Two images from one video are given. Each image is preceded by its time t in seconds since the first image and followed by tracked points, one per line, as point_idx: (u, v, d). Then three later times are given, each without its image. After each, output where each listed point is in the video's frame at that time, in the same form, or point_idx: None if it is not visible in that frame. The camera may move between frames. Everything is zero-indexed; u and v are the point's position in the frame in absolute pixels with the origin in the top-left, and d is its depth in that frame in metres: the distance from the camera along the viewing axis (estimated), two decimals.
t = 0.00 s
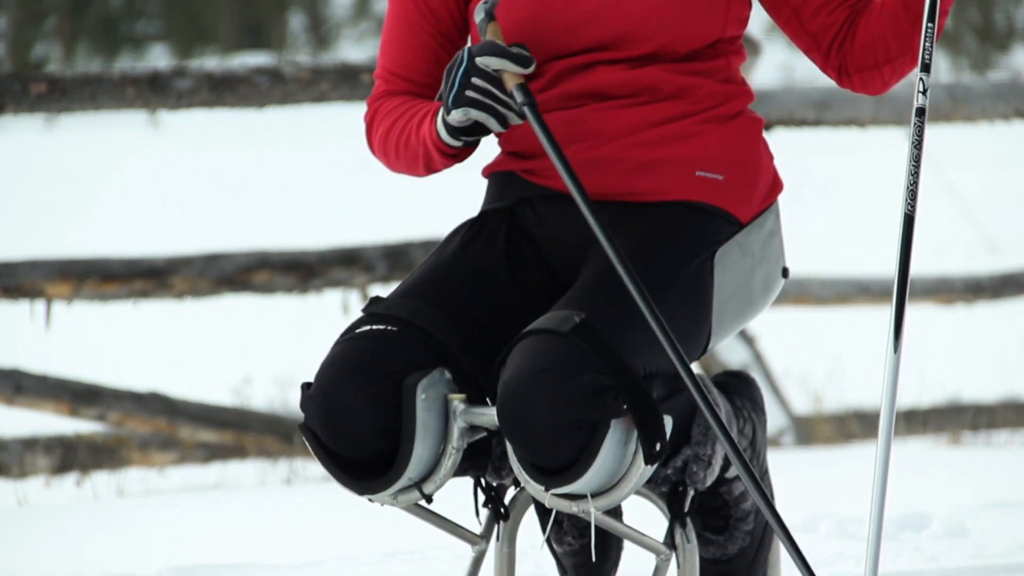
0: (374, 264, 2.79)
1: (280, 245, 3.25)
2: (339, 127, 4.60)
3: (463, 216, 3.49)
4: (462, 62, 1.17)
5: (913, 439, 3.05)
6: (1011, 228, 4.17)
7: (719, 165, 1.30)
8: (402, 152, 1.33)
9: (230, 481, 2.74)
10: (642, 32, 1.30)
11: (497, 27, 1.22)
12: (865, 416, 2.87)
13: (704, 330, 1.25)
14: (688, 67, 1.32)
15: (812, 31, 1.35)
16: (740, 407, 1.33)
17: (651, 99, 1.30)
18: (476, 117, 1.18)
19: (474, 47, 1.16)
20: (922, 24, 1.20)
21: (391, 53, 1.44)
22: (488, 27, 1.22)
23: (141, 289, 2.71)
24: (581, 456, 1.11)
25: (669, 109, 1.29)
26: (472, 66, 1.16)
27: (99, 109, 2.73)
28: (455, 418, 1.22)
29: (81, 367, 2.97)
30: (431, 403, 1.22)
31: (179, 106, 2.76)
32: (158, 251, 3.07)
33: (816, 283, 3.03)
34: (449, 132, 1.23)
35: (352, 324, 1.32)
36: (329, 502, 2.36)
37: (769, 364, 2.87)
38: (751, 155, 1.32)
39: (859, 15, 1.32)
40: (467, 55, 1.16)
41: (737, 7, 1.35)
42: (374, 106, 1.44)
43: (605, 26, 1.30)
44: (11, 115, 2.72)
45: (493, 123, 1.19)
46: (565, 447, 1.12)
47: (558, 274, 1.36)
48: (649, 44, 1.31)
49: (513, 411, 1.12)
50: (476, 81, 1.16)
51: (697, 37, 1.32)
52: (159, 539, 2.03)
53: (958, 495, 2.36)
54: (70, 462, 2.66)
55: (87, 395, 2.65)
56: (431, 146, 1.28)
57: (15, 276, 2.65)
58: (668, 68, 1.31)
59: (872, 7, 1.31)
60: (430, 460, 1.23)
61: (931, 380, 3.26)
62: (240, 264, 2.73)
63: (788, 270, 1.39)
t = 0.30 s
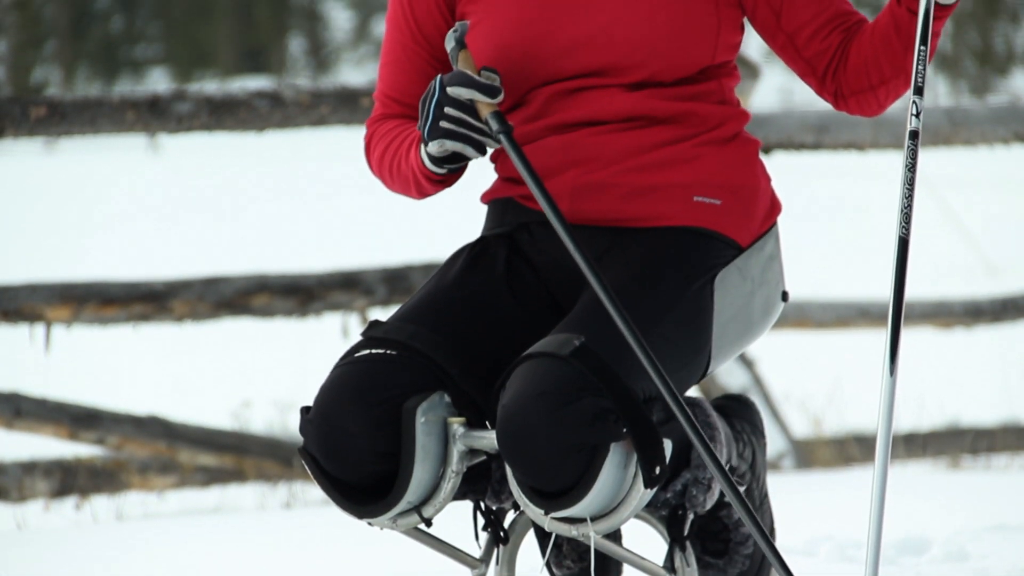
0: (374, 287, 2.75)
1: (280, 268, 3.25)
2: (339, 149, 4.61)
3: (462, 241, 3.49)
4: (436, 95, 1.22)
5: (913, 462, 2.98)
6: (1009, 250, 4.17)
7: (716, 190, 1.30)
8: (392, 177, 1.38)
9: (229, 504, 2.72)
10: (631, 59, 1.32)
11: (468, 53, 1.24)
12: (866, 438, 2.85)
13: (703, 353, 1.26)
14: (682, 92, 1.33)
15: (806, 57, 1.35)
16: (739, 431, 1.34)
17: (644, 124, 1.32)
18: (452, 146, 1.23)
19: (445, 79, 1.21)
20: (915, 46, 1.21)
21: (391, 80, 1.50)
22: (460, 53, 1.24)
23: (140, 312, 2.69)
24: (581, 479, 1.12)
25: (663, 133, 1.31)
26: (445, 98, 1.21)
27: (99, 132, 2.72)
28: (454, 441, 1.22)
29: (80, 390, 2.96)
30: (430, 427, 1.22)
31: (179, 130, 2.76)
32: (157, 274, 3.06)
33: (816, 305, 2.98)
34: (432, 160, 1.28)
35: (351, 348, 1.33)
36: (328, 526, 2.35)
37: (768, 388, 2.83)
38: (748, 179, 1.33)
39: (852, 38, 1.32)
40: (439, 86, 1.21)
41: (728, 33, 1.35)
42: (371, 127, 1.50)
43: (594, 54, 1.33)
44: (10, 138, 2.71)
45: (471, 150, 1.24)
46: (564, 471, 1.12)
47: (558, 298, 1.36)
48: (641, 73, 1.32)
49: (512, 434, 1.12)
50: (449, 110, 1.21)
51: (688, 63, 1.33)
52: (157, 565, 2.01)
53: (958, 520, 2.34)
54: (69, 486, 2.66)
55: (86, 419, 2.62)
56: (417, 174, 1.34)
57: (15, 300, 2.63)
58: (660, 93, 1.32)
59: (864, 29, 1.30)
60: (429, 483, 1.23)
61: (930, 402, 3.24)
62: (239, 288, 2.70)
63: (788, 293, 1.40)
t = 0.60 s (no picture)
0: (374, 310, 2.75)
1: (279, 291, 3.25)
2: (338, 173, 4.62)
3: (462, 264, 3.49)
4: (414, 107, 1.29)
5: (913, 486, 2.97)
6: (1009, 273, 4.18)
7: (715, 215, 1.31)
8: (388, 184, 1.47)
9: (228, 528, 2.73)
10: (631, 86, 1.33)
11: (445, 66, 1.32)
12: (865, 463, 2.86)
13: (703, 377, 1.26)
14: (681, 119, 1.34)
15: (809, 83, 1.35)
16: (740, 454, 1.35)
17: (643, 149, 1.33)
18: (431, 156, 1.31)
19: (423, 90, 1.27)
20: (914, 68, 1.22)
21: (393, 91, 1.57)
22: (437, 66, 1.32)
23: (140, 336, 2.69)
24: (580, 503, 1.12)
25: (663, 159, 1.32)
26: (423, 110, 1.28)
27: (99, 156, 2.72)
28: (453, 465, 1.23)
29: (80, 413, 2.95)
30: (430, 450, 1.22)
31: (179, 153, 2.76)
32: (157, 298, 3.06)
33: (815, 329, 2.98)
34: (418, 171, 1.36)
35: (351, 371, 1.33)
36: (327, 550, 2.34)
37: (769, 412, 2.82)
38: (747, 205, 1.34)
39: (854, 64, 1.32)
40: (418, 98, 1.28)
41: (727, 62, 1.36)
42: (378, 132, 1.57)
43: (593, 80, 1.34)
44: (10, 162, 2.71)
45: (451, 160, 1.32)
46: (564, 494, 1.12)
47: (558, 321, 1.37)
48: (640, 98, 1.33)
49: (512, 458, 1.13)
50: (427, 122, 1.28)
51: (687, 91, 1.34)
52: None
53: (961, 544, 2.33)
54: (68, 510, 2.65)
55: (86, 443, 2.62)
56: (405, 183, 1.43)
57: (14, 324, 2.63)
58: (659, 120, 1.33)
59: (865, 55, 1.31)
60: (429, 507, 1.24)
61: (930, 426, 3.23)
62: (240, 311, 2.70)
63: (788, 317, 1.41)
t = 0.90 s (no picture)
0: (374, 333, 2.74)
1: (279, 315, 3.24)
2: (337, 197, 4.63)
3: (462, 286, 3.50)
4: (406, 125, 1.32)
5: (914, 509, 2.96)
6: (1009, 297, 4.17)
7: (717, 239, 1.32)
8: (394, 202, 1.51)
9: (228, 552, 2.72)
10: (637, 108, 1.34)
11: (435, 79, 1.35)
12: (865, 487, 2.84)
13: (704, 401, 1.27)
14: (685, 144, 1.35)
15: (820, 104, 1.34)
16: (739, 478, 1.35)
17: (647, 174, 1.34)
18: (426, 173, 1.35)
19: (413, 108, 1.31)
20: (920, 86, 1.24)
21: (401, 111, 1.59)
22: (428, 79, 1.35)
23: (140, 359, 2.69)
24: (580, 526, 1.13)
25: (666, 183, 1.33)
26: (415, 127, 1.32)
27: (99, 180, 2.73)
28: (454, 488, 1.24)
29: (79, 437, 2.94)
30: (430, 473, 1.23)
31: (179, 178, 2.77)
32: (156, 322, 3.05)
33: (815, 353, 2.97)
34: (417, 187, 1.40)
35: (352, 394, 1.33)
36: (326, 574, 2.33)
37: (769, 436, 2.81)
38: (748, 229, 1.34)
39: (865, 84, 1.32)
40: (409, 115, 1.31)
41: (734, 86, 1.37)
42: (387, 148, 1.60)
43: (600, 102, 1.35)
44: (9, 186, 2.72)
45: (446, 175, 1.36)
46: (565, 517, 1.13)
47: (558, 344, 1.37)
48: (644, 122, 1.34)
49: (511, 481, 1.13)
50: (419, 138, 1.32)
51: (693, 116, 1.35)
52: None
53: (962, 569, 2.32)
54: (68, 533, 2.63)
55: (85, 467, 2.61)
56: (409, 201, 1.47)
57: (13, 347, 2.63)
58: (664, 144, 1.34)
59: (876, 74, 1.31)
60: (429, 530, 1.24)
61: (931, 450, 3.22)
62: (240, 334, 2.70)
63: (788, 341, 1.41)
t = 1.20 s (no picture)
0: (374, 356, 2.74)
1: (279, 338, 3.25)
2: (338, 222, 4.64)
3: (462, 310, 3.50)
4: (414, 163, 1.35)
5: (914, 533, 2.95)
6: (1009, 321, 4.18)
7: (717, 263, 1.33)
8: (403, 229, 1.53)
9: None
10: (642, 136, 1.35)
11: (440, 113, 1.37)
12: (867, 511, 2.83)
13: (704, 426, 1.27)
14: (688, 169, 1.36)
15: (818, 128, 1.34)
16: (739, 502, 1.36)
17: (648, 198, 1.35)
18: (438, 210, 1.36)
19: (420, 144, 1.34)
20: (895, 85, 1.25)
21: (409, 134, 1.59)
22: (434, 114, 1.36)
23: (140, 383, 2.68)
24: (581, 550, 1.13)
25: (666, 206, 1.34)
26: (422, 164, 1.35)
27: (99, 204, 2.73)
28: (454, 512, 1.25)
29: (79, 461, 2.94)
30: (431, 496, 1.24)
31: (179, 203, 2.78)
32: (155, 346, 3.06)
33: (816, 377, 2.97)
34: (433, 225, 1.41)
35: (351, 419, 1.33)
36: None
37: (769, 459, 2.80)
38: (749, 254, 1.35)
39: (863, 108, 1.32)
40: (416, 153, 1.34)
41: (737, 114, 1.38)
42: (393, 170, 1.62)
43: (603, 126, 1.36)
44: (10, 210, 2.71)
45: (457, 210, 1.37)
46: (566, 540, 1.13)
47: (558, 366, 1.38)
48: (646, 146, 1.35)
49: (513, 504, 1.13)
50: (427, 174, 1.34)
51: (696, 144, 1.36)
52: None
53: None
54: (67, 558, 2.62)
55: (85, 491, 2.61)
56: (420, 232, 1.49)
57: (14, 371, 2.63)
58: (665, 168, 1.35)
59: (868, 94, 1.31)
60: (428, 552, 1.26)
61: (931, 473, 3.22)
62: (240, 358, 2.70)
63: (788, 364, 1.42)
